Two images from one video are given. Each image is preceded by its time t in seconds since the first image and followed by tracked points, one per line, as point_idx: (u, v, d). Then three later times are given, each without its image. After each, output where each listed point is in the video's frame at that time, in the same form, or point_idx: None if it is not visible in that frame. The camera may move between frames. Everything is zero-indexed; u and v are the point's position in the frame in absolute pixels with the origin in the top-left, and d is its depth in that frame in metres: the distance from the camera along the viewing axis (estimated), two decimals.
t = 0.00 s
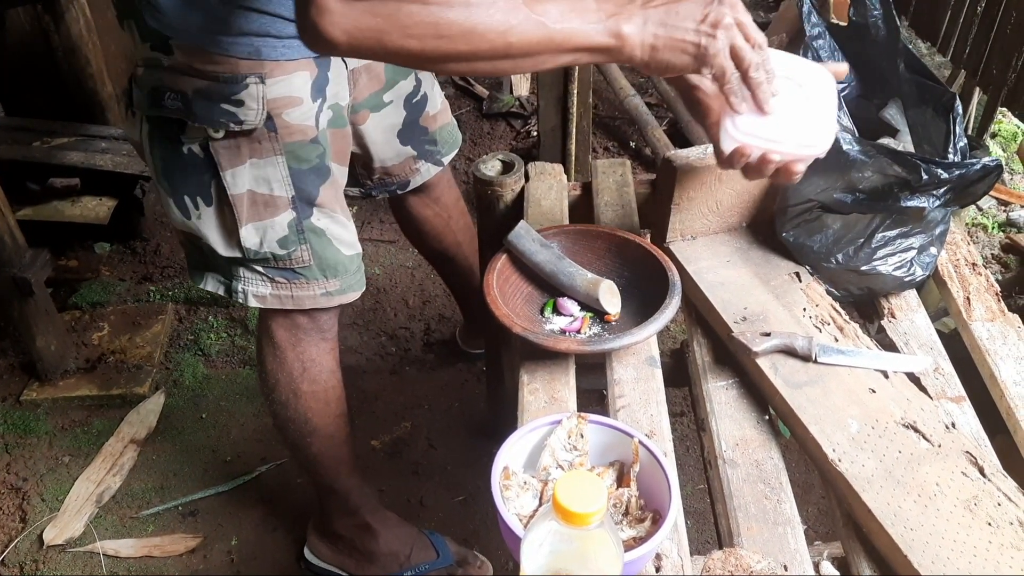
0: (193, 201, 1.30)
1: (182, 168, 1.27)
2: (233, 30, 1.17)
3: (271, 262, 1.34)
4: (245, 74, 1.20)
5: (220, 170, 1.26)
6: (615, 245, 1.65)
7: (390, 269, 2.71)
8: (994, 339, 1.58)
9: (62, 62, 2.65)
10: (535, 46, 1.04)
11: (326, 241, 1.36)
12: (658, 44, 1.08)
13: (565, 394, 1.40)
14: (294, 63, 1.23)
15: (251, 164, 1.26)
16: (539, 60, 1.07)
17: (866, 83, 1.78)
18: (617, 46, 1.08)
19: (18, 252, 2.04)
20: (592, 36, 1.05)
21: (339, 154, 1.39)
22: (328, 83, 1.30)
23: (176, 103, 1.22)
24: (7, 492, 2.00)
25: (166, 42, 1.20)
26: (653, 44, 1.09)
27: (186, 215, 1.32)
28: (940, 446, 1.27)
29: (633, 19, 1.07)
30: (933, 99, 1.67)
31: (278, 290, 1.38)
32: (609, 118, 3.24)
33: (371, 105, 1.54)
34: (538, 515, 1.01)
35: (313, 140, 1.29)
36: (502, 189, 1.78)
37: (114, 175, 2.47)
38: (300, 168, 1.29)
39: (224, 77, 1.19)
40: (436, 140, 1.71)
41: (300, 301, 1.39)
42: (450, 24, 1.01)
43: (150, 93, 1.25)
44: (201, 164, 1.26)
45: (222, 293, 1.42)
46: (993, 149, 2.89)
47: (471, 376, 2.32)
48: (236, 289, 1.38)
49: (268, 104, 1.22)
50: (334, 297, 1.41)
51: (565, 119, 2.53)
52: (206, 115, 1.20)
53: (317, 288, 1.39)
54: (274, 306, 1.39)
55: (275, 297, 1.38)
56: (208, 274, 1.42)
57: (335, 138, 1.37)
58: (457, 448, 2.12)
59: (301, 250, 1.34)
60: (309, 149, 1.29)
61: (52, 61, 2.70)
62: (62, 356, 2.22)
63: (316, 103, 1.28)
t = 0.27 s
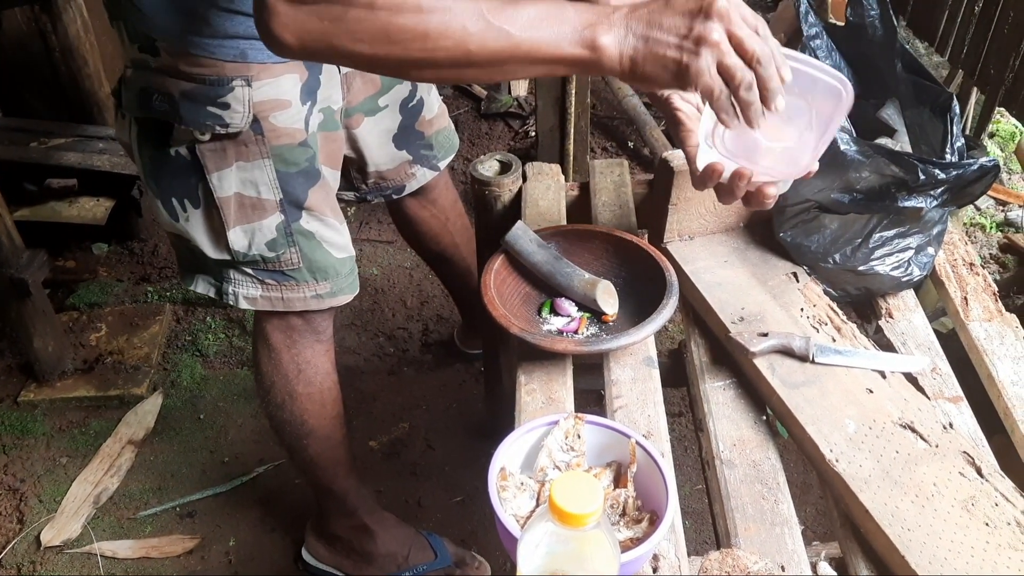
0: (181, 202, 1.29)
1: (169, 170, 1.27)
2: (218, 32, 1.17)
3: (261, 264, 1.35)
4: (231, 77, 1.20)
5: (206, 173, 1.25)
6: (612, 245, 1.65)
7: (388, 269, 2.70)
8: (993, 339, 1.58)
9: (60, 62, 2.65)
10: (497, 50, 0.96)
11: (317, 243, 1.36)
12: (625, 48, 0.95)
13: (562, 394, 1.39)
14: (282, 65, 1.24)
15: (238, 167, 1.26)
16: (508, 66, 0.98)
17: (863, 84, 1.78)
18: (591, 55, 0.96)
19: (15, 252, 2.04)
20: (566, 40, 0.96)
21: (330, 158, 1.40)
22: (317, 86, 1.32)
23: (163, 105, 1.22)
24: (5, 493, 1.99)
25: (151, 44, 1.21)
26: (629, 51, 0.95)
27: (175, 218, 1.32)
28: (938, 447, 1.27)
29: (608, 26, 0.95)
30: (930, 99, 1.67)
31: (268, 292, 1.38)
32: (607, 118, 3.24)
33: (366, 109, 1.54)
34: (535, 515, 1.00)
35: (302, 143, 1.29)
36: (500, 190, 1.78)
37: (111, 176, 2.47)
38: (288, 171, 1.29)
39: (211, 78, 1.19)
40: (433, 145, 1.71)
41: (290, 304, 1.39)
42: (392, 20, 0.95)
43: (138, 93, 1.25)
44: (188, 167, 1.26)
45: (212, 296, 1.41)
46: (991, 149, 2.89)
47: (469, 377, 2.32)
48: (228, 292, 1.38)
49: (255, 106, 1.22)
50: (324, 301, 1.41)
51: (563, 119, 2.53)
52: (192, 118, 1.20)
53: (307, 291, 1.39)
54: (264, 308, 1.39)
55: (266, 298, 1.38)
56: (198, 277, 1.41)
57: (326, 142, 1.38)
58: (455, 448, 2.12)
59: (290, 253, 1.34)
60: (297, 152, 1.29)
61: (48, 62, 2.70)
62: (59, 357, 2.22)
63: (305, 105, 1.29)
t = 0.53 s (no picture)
0: (179, 205, 1.29)
1: (165, 172, 1.28)
2: (211, 35, 1.17)
3: (259, 266, 1.34)
4: (225, 80, 1.19)
5: (202, 177, 1.26)
6: (612, 245, 1.65)
7: (387, 269, 2.70)
8: (992, 339, 1.58)
9: (58, 63, 2.65)
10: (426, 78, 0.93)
11: (315, 245, 1.35)
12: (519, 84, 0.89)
13: (562, 395, 1.39)
14: (279, 68, 1.24)
15: (234, 170, 1.26)
16: (437, 93, 0.94)
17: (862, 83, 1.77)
18: (492, 94, 0.90)
19: (14, 253, 2.02)
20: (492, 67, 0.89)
21: (328, 161, 1.40)
22: (315, 90, 1.32)
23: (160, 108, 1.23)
24: (3, 494, 1.99)
25: (147, 47, 1.22)
26: (536, 102, 0.89)
27: (172, 220, 1.32)
28: (938, 446, 1.27)
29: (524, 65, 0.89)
30: (929, 98, 1.67)
31: (269, 293, 1.37)
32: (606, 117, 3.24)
33: (366, 113, 1.54)
34: (535, 516, 1.00)
35: (298, 146, 1.28)
36: (498, 189, 1.78)
37: (109, 176, 2.46)
38: (284, 174, 1.28)
39: (203, 82, 1.19)
40: (434, 149, 1.71)
41: (290, 304, 1.39)
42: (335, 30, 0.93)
43: (133, 96, 1.25)
44: (184, 170, 1.26)
45: (213, 296, 1.41)
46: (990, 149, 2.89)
47: (468, 377, 2.32)
48: (228, 292, 1.38)
49: (250, 109, 1.22)
50: (325, 302, 1.40)
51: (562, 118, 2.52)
52: (185, 123, 1.20)
53: (306, 292, 1.38)
54: (265, 309, 1.39)
55: (267, 299, 1.38)
56: (199, 277, 1.41)
57: (323, 145, 1.38)
58: (454, 448, 2.12)
59: (289, 255, 1.33)
60: (293, 155, 1.28)
61: (47, 62, 2.69)
62: (58, 358, 2.21)
63: (300, 108, 1.28)
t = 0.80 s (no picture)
0: (171, 202, 1.30)
1: (158, 169, 1.28)
2: (201, 35, 1.18)
3: (253, 265, 1.34)
4: (215, 81, 1.20)
5: (192, 175, 1.25)
6: (612, 245, 1.65)
7: (387, 269, 2.70)
8: (992, 338, 1.58)
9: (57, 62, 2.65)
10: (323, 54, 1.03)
11: (307, 247, 1.34)
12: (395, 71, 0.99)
13: (562, 395, 1.39)
14: (271, 70, 1.24)
15: (224, 170, 1.25)
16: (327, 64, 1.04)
17: (862, 82, 1.77)
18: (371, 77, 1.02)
19: (14, 253, 2.02)
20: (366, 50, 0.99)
21: (326, 163, 1.42)
22: (311, 94, 1.32)
23: (155, 105, 1.23)
24: (3, 495, 1.99)
25: (141, 43, 1.21)
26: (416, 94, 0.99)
27: (166, 214, 1.33)
28: (938, 446, 1.27)
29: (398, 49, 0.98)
30: (929, 98, 1.67)
31: (262, 290, 1.37)
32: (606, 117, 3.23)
33: (370, 116, 1.55)
34: (535, 515, 1.00)
35: (290, 148, 1.28)
36: (498, 189, 1.78)
37: (109, 176, 2.46)
38: (276, 176, 1.28)
39: (196, 82, 1.19)
40: (440, 152, 1.70)
41: (283, 303, 1.38)
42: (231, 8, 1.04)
43: (132, 93, 1.26)
44: (176, 167, 1.27)
45: (210, 289, 1.42)
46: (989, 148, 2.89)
47: (468, 377, 2.32)
48: (223, 287, 1.39)
49: (240, 110, 1.22)
50: (316, 304, 1.39)
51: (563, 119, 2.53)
52: (177, 121, 1.21)
53: (299, 293, 1.37)
54: (259, 306, 1.39)
55: (260, 297, 1.38)
56: (198, 271, 1.42)
57: (319, 146, 1.39)
58: (454, 448, 2.12)
59: (280, 256, 1.32)
60: (285, 157, 1.28)
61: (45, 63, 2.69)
62: (57, 358, 2.21)
63: (295, 111, 1.28)
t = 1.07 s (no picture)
0: (161, 202, 1.31)
1: (150, 169, 1.29)
2: (188, 37, 1.17)
3: (245, 267, 1.34)
4: (203, 82, 1.19)
5: (181, 176, 1.25)
6: (610, 244, 1.65)
7: (385, 269, 2.70)
8: (989, 337, 1.58)
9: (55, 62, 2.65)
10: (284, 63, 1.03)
11: (299, 250, 1.34)
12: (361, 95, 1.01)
13: (560, 394, 1.39)
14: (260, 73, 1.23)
15: (212, 172, 1.25)
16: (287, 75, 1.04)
17: (859, 81, 1.77)
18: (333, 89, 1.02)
19: (11, 253, 2.02)
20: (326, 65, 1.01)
21: (321, 167, 1.42)
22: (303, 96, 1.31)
23: (147, 105, 1.24)
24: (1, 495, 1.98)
25: (132, 44, 1.22)
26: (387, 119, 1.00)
27: (157, 215, 1.34)
28: (935, 445, 1.27)
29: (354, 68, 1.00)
30: (926, 97, 1.68)
31: (254, 293, 1.37)
32: (604, 117, 3.23)
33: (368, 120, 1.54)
34: (532, 515, 1.00)
35: (279, 151, 1.28)
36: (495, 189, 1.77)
37: (106, 176, 2.46)
38: (265, 179, 1.27)
39: (185, 83, 1.19)
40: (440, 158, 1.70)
41: (274, 306, 1.38)
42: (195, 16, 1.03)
43: (125, 92, 1.27)
44: (166, 169, 1.27)
45: (202, 289, 1.42)
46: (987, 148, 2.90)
47: (466, 376, 2.32)
48: (213, 289, 1.39)
49: (229, 113, 1.22)
50: (308, 307, 1.39)
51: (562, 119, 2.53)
52: (166, 122, 1.21)
53: (291, 296, 1.37)
54: (250, 308, 1.39)
55: (252, 299, 1.37)
56: (191, 272, 1.41)
57: (312, 149, 1.39)
58: (452, 448, 2.12)
59: (271, 258, 1.32)
60: (274, 160, 1.28)
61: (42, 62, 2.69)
62: (55, 358, 2.21)
63: (286, 115, 1.29)
